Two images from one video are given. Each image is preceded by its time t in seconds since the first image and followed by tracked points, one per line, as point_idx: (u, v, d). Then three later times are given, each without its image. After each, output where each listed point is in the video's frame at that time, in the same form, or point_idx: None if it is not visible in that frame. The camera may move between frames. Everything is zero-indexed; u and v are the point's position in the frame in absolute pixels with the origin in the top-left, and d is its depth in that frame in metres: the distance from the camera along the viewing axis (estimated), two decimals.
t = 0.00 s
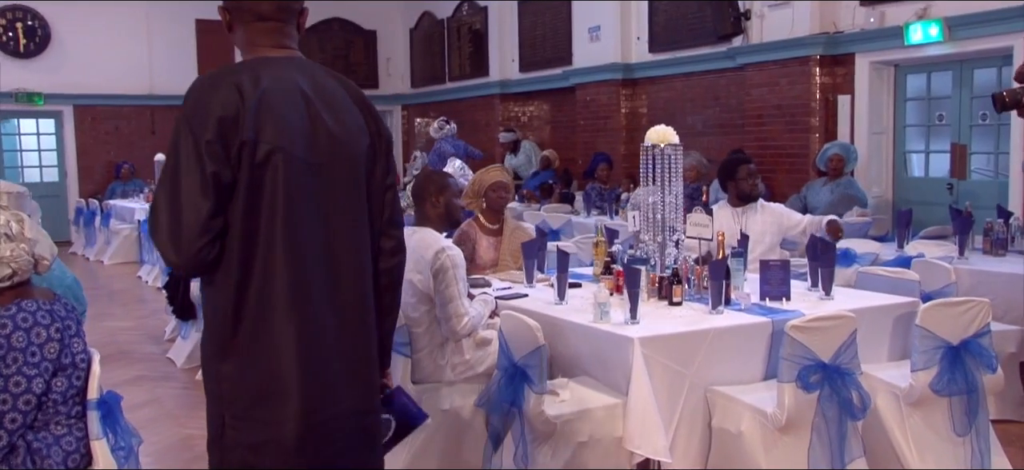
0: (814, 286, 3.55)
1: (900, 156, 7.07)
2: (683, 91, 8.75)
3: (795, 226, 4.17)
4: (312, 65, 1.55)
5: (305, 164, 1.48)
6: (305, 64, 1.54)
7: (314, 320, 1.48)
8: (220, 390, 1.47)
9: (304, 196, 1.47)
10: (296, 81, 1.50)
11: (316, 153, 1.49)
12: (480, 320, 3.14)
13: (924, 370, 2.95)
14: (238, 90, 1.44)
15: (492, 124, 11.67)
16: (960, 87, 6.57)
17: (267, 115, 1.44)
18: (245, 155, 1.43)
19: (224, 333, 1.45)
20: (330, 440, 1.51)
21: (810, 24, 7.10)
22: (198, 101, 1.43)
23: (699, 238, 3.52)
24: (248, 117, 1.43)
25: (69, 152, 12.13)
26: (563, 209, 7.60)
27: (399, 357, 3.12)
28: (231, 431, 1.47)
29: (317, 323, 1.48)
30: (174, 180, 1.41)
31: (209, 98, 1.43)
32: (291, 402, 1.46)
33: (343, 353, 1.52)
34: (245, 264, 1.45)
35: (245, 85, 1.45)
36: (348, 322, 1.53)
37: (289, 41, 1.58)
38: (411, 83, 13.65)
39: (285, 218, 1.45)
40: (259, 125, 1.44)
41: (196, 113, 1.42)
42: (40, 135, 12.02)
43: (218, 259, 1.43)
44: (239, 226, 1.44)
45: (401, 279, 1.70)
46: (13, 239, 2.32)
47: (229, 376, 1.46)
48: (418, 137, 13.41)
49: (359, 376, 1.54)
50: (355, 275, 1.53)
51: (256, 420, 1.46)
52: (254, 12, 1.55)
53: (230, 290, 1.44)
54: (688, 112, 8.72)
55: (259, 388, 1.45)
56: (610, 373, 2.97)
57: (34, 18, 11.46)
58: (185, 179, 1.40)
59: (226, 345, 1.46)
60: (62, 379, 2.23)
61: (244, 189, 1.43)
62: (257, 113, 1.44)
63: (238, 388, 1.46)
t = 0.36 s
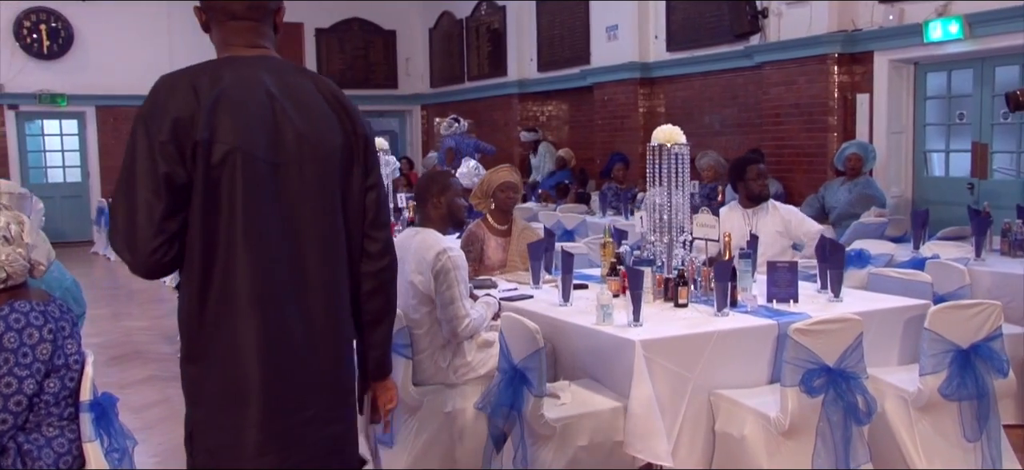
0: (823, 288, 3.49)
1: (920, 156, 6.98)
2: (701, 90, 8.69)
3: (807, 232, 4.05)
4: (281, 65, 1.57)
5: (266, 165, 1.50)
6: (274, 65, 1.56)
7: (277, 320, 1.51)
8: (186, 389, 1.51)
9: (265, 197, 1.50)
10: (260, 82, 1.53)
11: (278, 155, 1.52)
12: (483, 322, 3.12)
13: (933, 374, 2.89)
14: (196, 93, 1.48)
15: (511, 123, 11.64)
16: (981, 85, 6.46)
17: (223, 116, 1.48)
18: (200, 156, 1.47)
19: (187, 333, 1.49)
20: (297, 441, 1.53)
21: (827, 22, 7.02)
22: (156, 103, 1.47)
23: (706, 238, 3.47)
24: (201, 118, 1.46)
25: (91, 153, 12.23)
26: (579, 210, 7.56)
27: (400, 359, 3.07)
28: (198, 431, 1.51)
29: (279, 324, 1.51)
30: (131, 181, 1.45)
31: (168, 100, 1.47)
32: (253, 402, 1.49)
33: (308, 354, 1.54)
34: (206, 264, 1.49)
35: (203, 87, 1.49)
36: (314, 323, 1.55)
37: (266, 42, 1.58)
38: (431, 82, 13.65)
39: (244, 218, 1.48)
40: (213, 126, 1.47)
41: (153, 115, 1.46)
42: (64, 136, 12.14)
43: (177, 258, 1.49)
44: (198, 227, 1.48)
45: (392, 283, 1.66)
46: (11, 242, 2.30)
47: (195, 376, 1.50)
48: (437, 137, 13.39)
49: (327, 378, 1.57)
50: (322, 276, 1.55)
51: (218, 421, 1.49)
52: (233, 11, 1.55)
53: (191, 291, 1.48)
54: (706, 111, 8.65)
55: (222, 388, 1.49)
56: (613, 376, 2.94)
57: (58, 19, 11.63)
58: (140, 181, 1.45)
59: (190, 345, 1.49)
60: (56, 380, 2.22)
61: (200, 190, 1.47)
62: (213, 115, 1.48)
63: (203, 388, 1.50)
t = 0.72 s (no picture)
0: (834, 291, 3.42)
1: (944, 155, 6.85)
2: (722, 89, 8.60)
3: (817, 238, 3.97)
4: (256, 63, 1.53)
5: (238, 165, 1.47)
6: (249, 63, 1.53)
7: (248, 323, 1.48)
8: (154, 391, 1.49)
9: (236, 198, 1.47)
10: (233, 80, 1.49)
11: (251, 155, 1.49)
12: (485, 323, 3.09)
13: (943, 380, 2.82)
14: (166, 91, 1.46)
15: (532, 123, 11.59)
16: (1008, 83, 6.32)
17: (193, 115, 1.45)
18: (169, 155, 1.44)
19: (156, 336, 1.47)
20: (267, 447, 1.51)
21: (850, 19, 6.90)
22: (125, 101, 1.44)
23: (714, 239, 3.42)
24: (170, 118, 1.44)
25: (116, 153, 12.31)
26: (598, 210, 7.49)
27: (401, 360, 3.02)
28: (166, 435, 1.49)
29: (249, 328, 1.48)
30: (98, 181, 1.43)
31: (137, 97, 1.44)
32: (221, 407, 1.47)
33: (280, 358, 1.51)
34: (175, 266, 1.46)
35: (173, 85, 1.46)
36: (287, 327, 1.52)
37: (243, 40, 1.54)
38: (454, 81, 13.63)
39: (212, 219, 1.45)
40: (183, 126, 1.45)
41: (121, 113, 1.43)
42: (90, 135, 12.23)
43: (146, 258, 1.47)
44: (167, 228, 1.45)
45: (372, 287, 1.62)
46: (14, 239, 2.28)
47: (163, 379, 1.48)
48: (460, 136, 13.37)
49: (300, 384, 1.54)
50: (296, 279, 1.52)
51: (187, 426, 1.47)
52: (224, 9, 1.51)
53: (160, 292, 1.46)
54: (728, 110, 8.56)
55: (190, 392, 1.47)
56: (616, 379, 2.89)
57: (84, 20, 11.83)
58: (109, 180, 1.43)
59: (159, 348, 1.47)
60: (50, 382, 2.21)
61: (167, 191, 1.44)
62: (182, 113, 1.45)
63: (171, 392, 1.47)
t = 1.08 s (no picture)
0: (839, 292, 3.36)
1: (962, 153, 6.75)
2: (739, 87, 8.52)
3: (825, 237, 3.90)
4: (222, 63, 1.52)
5: (206, 163, 1.46)
6: (215, 62, 1.51)
7: (217, 322, 1.46)
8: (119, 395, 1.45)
9: (204, 198, 1.45)
10: (199, 80, 1.48)
11: (219, 153, 1.47)
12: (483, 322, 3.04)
13: (947, 384, 2.76)
14: (131, 90, 1.43)
15: (549, 121, 11.53)
16: None
17: (159, 113, 1.43)
18: (135, 154, 1.42)
19: (122, 338, 1.44)
20: (238, 449, 1.48)
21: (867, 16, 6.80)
22: (88, 101, 1.42)
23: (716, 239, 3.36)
24: (135, 116, 1.42)
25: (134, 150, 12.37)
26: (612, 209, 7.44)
27: (397, 360, 3.01)
28: (132, 438, 1.46)
29: (218, 327, 1.46)
30: (62, 181, 1.40)
31: (101, 96, 1.42)
32: (190, 410, 1.44)
33: (249, 358, 1.49)
34: (141, 265, 1.44)
35: (138, 83, 1.44)
36: (256, 326, 1.50)
37: (209, 38, 1.53)
38: (472, 80, 13.61)
39: (180, 219, 1.43)
40: (149, 124, 1.43)
41: (84, 112, 1.41)
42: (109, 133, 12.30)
43: (111, 260, 1.44)
44: (132, 227, 1.43)
45: (339, 287, 1.62)
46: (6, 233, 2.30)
47: (128, 382, 1.45)
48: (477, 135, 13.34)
49: (271, 385, 1.51)
50: (265, 279, 1.50)
51: (156, 429, 1.44)
52: (188, 6, 1.49)
53: (125, 292, 1.43)
54: (745, 109, 8.48)
55: (156, 395, 1.44)
56: (612, 381, 2.85)
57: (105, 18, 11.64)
58: (72, 179, 1.40)
59: (125, 349, 1.44)
60: (34, 385, 2.21)
61: (134, 190, 1.42)
62: (148, 112, 1.43)
63: (138, 395, 1.45)
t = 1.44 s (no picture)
0: (841, 293, 3.30)
1: (978, 152, 6.65)
2: (753, 85, 8.44)
3: (831, 239, 3.86)
4: (186, 61, 1.45)
5: (171, 163, 1.39)
6: (180, 59, 1.45)
7: (183, 327, 1.40)
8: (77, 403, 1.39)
9: (169, 199, 1.39)
10: (162, 77, 1.41)
11: (186, 152, 1.41)
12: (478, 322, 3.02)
13: (948, 388, 2.71)
14: (92, 87, 1.36)
15: (563, 119, 11.46)
16: None
17: (122, 111, 1.36)
18: (97, 154, 1.35)
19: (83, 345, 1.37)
20: (202, 455, 1.42)
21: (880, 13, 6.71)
22: (46, 99, 1.35)
23: (715, 239, 3.31)
24: (97, 115, 1.35)
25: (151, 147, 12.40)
26: (622, 208, 7.38)
27: (389, 362, 3.00)
28: (92, 446, 1.39)
29: (184, 333, 1.40)
30: (19, 181, 1.33)
31: (61, 93, 1.35)
32: (155, 415, 1.38)
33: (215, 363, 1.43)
34: (103, 269, 1.37)
35: (98, 80, 1.37)
36: (224, 331, 1.43)
37: (173, 36, 1.47)
38: (487, 79, 13.59)
39: (144, 221, 1.37)
40: (111, 122, 1.36)
41: (42, 110, 1.34)
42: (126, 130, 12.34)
43: (71, 265, 1.37)
44: (93, 230, 1.36)
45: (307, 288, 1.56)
46: None
47: (87, 391, 1.38)
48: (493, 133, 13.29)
49: (238, 389, 1.45)
50: (232, 283, 1.44)
51: (119, 435, 1.38)
52: (150, 5, 1.43)
53: (86, 298, 1.36)
54: (759, 107, 8.40)
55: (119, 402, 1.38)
56: (607, 384, 2.81)
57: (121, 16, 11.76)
58: (31, 179, 1.33)
59: (85, 357, 1.37)
60: (16, 388, 2.20)
61: (96, 191, 1.35)
62: (111, 110, 1.36)
63: (98, 401, 1.38)
